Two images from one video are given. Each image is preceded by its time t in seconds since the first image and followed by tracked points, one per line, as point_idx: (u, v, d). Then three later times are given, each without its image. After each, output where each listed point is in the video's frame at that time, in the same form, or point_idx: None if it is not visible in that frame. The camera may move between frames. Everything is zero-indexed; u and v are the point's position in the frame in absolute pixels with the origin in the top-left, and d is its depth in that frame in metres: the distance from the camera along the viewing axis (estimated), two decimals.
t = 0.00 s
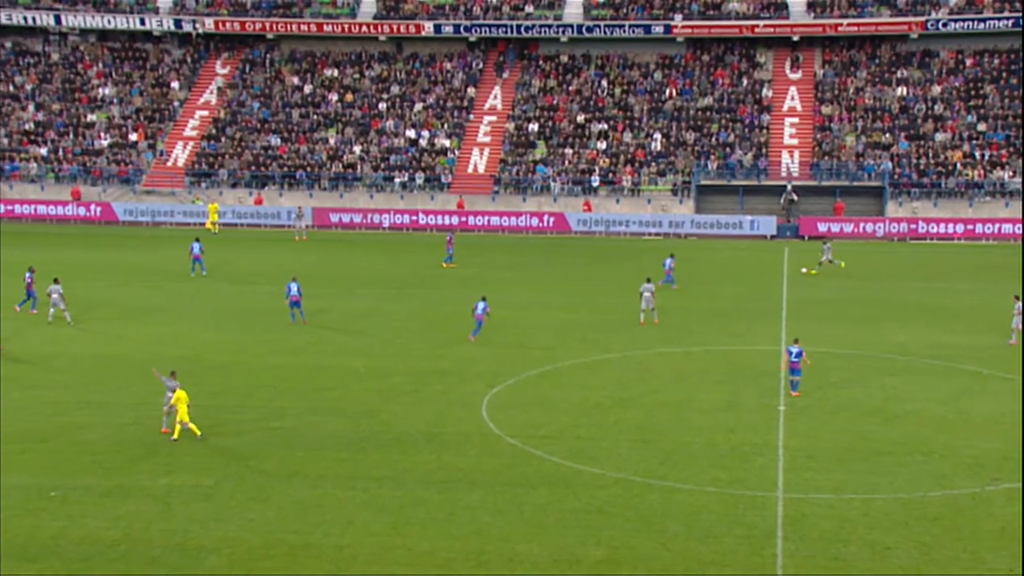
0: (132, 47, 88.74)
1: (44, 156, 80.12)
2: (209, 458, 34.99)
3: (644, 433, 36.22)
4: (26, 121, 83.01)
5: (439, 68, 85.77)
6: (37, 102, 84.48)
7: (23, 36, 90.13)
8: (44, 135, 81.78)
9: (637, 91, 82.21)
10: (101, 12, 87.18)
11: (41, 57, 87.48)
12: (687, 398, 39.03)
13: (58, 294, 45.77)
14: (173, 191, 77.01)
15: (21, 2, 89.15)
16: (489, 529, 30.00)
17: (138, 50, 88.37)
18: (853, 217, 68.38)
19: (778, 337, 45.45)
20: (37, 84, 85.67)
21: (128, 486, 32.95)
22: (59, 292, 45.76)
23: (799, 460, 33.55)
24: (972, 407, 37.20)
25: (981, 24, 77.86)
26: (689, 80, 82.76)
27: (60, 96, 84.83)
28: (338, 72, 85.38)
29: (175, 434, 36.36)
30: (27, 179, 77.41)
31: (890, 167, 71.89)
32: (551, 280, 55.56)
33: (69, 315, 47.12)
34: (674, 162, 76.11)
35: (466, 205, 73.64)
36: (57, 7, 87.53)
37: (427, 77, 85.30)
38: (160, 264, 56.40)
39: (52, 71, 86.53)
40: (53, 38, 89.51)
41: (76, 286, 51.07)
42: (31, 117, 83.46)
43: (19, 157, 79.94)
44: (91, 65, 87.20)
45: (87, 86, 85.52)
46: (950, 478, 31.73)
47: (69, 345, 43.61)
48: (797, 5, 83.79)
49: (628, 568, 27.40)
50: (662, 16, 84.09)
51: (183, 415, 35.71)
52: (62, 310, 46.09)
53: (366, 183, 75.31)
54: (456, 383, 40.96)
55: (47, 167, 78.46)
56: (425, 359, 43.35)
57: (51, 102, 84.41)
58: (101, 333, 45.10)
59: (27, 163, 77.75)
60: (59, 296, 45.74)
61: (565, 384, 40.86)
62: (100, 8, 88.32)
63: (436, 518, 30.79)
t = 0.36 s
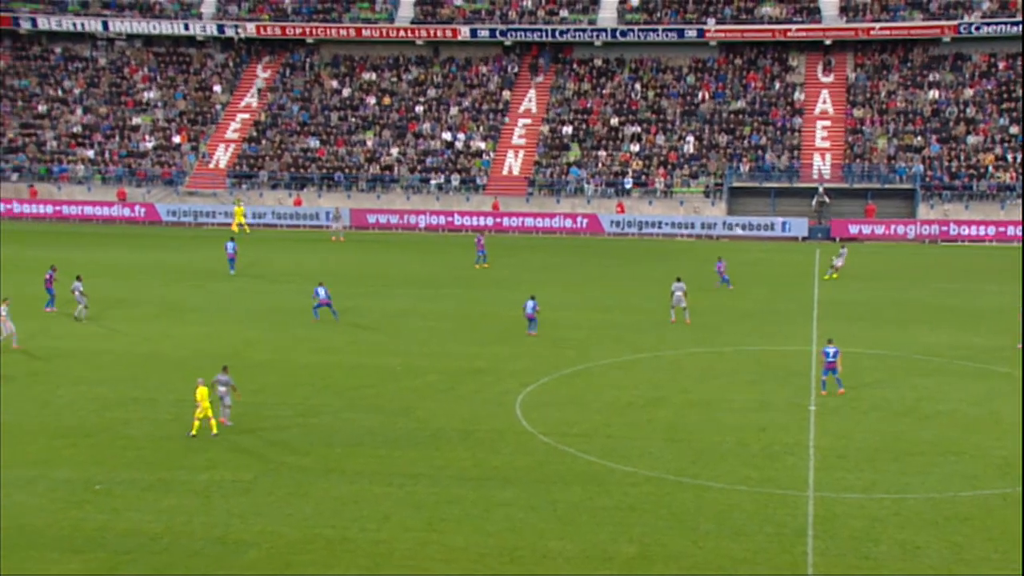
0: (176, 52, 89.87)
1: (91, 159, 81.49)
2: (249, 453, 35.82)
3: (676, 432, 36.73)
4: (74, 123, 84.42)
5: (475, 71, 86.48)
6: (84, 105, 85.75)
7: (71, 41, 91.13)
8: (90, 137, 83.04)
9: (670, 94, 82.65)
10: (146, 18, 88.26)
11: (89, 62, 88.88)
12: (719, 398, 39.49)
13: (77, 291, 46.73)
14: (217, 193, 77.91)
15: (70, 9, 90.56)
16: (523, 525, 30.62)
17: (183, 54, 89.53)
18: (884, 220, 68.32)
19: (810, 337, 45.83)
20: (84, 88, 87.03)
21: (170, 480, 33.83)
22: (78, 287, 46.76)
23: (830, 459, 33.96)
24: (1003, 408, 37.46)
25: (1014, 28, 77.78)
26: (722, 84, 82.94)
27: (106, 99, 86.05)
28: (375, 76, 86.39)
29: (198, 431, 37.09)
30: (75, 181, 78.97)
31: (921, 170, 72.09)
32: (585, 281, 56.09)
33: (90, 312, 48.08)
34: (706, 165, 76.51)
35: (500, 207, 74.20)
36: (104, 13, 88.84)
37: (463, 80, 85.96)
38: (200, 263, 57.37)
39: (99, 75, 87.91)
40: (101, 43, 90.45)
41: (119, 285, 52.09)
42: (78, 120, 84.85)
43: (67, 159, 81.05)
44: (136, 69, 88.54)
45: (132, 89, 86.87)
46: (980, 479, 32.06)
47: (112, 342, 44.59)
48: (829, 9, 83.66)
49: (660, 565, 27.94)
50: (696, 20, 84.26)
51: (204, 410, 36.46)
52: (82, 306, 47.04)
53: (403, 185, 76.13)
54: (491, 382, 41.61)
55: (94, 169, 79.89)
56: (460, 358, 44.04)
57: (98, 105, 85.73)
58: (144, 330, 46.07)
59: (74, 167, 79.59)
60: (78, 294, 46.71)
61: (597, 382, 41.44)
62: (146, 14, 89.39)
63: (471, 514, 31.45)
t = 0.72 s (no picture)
0: (256, 58, 89.81)
1: (173, 161, 81.58)
2: (322, 449, 36.78)
3: (741, 432, 37.07)
4: (158, 127, 84.47)
5: (544, 75, 87.17)
6: (167, 110, 86.05)
7: (155, 47, 90.96)
8: (173, 141, 83.13)
9: (738, 98, 82.69)
10: (227, 25, 88.31)
11: (172, 68, 89.11)
12: (784, 399, 39.74)
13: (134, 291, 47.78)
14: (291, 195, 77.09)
15: (157, 16, 90.35)
16: (588, 523, 31.21)
17: (261, 60, 89.53)
18: (954, 224, 67.62)
19: (874, 340, 45.91)
20: (168, 93, 87.34)
21: (246, 474, 34.88)
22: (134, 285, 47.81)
23: (896, 461, 34.11)
24: None
25: None
26: (789, 88, 82.79)
27: (188, 104, 86.40)
28: (447, 80, 87.25)
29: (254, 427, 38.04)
30: (158, 183, 79.09)
31: (990, 174, 71.70)
32: (651, 282, 56.47)
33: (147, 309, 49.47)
34: (772, 169, 76.41)
35: (568, 209, 74.54)
36: (187, 20, 88.95)
37: (533, 85, 86.65)
38: (272, 263, 58.58)
39: (182, 80, 88.25)
40: (184, 50, 90.60)
41: (195, 285, 53.39)
42: (162, 124, 84.90)
43: (149, 161, 81.34)
44: (217, 74, 88.65)
45: (213, 94, 86.99)
46: None
47: (189, 340, 45.82)
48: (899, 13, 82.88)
49: (725, 564, 28.37)
50: (764, 25, 84.37)
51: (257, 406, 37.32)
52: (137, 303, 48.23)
53: (473, 188, 77.02)
54: (557, 381, 42.22)
55: (175, 172, 79.74)
56: (527, 358, 44.69)
57: (180, 110, 85.98)
58: (219, 328, 47.28)
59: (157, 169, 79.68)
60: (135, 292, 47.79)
61: (663, 383, 41.89)
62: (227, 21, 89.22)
63: (537, 511, 32.12)
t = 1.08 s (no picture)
0: (361, 62, 91.12)
1: (281, 163, 83.07)
2: (420, 445, 37.59)
3: (838, 436, 36.95)
4: (267, 130, 85.84)
5: (644, 79, 87.29)
6: (276, 112, 87.44)
7: (265, 52, 92.64)
8: (281, 143, 84.50)
9: (838, 101, 81.94)
10: (334, 30, 89.77)
11: (281, 72, 90.67)
12: (882, 404, 39.47)
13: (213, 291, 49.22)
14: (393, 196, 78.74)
15: (267, 21, 91.51)
16: (683, 523, 31.48)
17: (366, 65, 90.79)
18: None
19: (976, 345, 45.31)
20: (277, 96, 88.67)
21: (347, 469, 35.82)
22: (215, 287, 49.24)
23: (998, 469, 33.69)
24: None
25: None
26: (892, 91, 81.74)
27: (296, 107, 87.69)
28: (547, 84, 87.89)
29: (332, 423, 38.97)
30: (266, 184, 80.57)
31: None
32: (747, 285, 56.37)
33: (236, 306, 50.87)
34: (873, 173, 75.47)
35: (665, 212, 74.74)
36: (297, 26, 90.58)
37: (632, 88, 86.93)
38: (373, 263, 59.68)
39: (291, 84, 89.63)
40: (292, 54, 92.27)
41: (299, 283, 54.66)
42: (270, 126, 86.38)
43: (258, 163, 82.72)
44: (324, 78, 89.98)
45: (320, 97, 88.45)
46: None
47: (292, 337, 47.02)
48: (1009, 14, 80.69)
49: (820, 568, 28.43)
50: (866, 28, 83.09)
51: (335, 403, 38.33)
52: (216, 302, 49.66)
53: (571, 190, 77.68)
54: (653, 383, 42.46)
55: (283, 173, 81.53)
56: (623, 359, 45.01)
57: (289, 113, 87.29)
58: (321, 326, 48.44)
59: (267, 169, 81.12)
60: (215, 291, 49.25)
61: (759, 386, 41.88)
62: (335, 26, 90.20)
63: (630, 511, 32.47)
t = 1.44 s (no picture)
0: (458, 64, 91.64)
1: (379, 164, 83.62)
2: (513, 445, 37.85)
3: (939, 444, 36.31)
4: (366, 131, 86.42)
5: (742, 80, 86.53)
6: (375, 114, 88.08)
7: (366, 56, 93.03)
8: (379, 144, 85.19)
9: (943, 103, 80.35)
10: (433, 32, 90.27)
11: (380, 74, 91.36)
12: (984, 412, 38.67)
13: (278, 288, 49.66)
14: (488, 197, 78.84)
15: (368, 23, 92.14)
16: (777, 528, 31.26)
17: (463, 66, 91.24)
18: None
19: None
20: (376, 98, 89.40)
21: (441, 466, 36.22)
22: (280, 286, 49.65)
23: None
24: None
25: None
26: (1000, 92, 79.87)
27: (395, 109, 88.27)
28: (643, 85, 87.66)
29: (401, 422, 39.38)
30: (365, 184, 81.62)
31: None
32: (844, 289, 55.63)
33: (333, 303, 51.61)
34: (978, 176, 73.76)
35: (763, 215, 73.80)
36: (396, 28, 91.28)
37: (729, 89, 86.28)
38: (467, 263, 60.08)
39: (390, 86, 90.30)
40: (392, 56, 92.89)
41: (395, 282, 55.26)
42: (369, 127, 86.98)
43: (357, 164, 83.29)
44: (422, 80, 90.58)
45: (418, 100, 88.94)
46: None
47: (389, 335, 47.59)
48: None
49: None
50: (974, 27, 81.39)
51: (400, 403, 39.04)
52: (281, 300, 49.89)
53: (666, 192, 77.40)
54: (747, 386, 42.17)
55: (380, 173, 82.38)
56: (717, 362, 44.77)
57: (388, 114, 87.83)
58: (416, 325, 48.97)
59: (365, 171, 82.29)
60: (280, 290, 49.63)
61: (858, 391, 41.31)
62: (434, 29, 90.97)
63: (722, 514, 32.38)
